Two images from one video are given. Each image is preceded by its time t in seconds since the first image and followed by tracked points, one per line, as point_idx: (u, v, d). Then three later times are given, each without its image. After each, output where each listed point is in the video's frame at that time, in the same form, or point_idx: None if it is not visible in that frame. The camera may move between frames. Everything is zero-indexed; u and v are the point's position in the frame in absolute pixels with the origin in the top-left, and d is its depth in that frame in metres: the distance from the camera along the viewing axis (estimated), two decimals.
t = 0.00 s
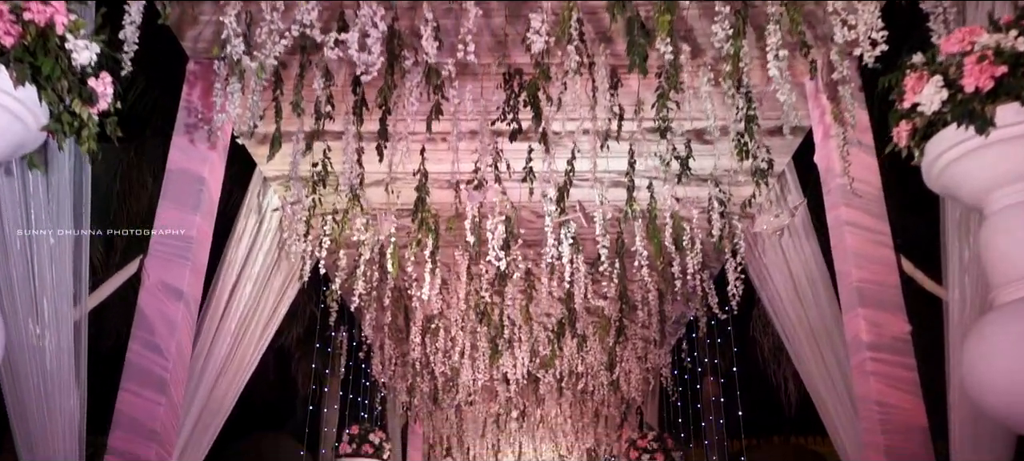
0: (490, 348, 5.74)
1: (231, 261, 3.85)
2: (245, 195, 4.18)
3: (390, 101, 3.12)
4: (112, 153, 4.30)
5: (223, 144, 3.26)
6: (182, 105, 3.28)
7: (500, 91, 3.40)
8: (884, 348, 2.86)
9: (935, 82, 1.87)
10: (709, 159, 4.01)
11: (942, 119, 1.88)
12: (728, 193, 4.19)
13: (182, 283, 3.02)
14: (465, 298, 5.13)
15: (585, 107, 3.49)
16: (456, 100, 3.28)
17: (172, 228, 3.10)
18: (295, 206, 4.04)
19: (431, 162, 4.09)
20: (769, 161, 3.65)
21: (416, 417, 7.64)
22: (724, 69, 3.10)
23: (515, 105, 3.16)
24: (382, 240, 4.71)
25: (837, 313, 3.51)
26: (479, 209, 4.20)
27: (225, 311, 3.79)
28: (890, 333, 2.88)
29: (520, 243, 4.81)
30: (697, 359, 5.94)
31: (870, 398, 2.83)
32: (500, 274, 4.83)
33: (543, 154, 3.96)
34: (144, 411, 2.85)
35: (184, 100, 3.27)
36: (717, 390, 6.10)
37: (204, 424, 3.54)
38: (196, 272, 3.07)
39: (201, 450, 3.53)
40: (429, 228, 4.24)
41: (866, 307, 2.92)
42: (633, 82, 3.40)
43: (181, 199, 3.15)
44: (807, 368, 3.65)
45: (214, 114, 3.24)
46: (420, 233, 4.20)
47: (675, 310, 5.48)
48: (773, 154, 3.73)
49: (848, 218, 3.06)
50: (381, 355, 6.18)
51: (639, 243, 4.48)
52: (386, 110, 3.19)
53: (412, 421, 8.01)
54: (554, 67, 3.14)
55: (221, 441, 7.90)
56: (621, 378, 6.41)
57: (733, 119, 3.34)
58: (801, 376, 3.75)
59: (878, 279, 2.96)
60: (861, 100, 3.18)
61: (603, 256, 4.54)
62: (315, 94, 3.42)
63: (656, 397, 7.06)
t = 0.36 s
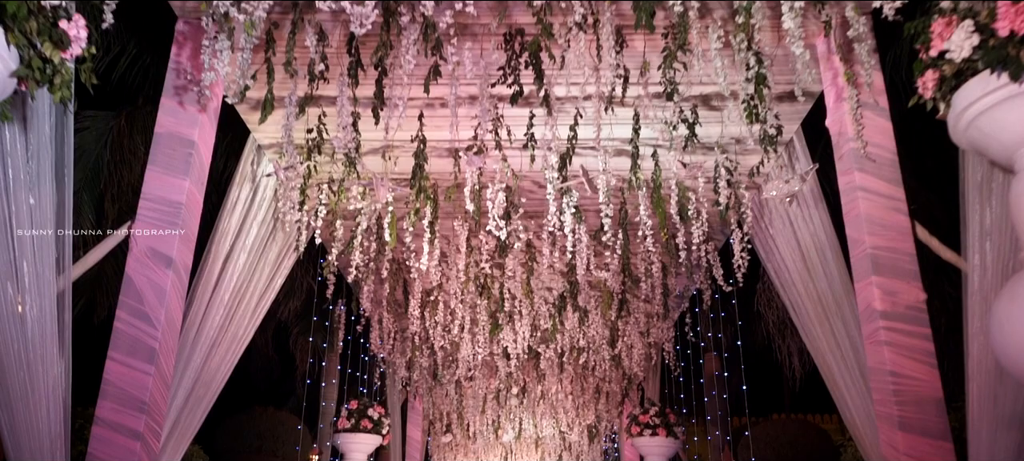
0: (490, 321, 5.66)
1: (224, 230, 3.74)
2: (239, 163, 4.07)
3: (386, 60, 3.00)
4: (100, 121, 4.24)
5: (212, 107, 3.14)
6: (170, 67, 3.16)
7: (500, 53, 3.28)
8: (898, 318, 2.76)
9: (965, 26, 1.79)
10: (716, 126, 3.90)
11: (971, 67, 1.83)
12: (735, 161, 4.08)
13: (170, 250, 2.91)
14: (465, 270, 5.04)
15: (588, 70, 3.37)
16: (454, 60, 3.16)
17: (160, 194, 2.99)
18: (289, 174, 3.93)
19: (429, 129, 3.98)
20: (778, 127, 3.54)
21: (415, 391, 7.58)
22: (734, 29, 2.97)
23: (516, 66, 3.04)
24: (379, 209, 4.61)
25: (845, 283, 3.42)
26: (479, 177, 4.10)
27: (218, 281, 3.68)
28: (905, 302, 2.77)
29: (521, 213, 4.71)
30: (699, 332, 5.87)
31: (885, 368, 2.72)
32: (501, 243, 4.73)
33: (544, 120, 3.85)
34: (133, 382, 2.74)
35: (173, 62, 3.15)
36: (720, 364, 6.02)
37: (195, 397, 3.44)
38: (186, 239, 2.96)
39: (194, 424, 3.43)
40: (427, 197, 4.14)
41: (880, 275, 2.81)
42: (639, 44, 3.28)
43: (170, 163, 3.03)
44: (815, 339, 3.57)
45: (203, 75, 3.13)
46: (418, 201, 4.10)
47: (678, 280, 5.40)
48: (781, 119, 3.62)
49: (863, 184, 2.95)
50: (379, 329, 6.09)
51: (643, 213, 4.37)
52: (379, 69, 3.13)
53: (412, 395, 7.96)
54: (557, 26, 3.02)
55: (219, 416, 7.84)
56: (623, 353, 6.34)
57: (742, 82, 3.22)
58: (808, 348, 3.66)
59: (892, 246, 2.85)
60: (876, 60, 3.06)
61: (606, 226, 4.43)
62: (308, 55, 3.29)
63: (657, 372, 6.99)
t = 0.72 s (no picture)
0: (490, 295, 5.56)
1: (215, 200, 3.63)
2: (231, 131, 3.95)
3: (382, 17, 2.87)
4: (88, 89, 4.16)
5: (201, 68, 3.02)
6: (158, 27, 3.03)
7: (501, 12, 3.15)
8: (914, 286, 2.65)
9: None
10: (724, 90, 3.77)
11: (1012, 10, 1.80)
12: (742, 128, 3.96)
13: (157, 215, 2.80)
14: (464, 242, 4.93)
15: (592, 31, 3.23)
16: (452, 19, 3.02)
17: (146, 158, 2.87)
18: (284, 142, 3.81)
19: (427, 95, 3.84)
20: (787, 92, 3.43)
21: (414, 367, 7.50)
22: None
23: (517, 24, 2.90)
24: (377, 178, 4.49)
25: (856, 253, 3.32)
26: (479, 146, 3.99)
27: (209, 252, 3.56)
28: (920, 269, 2.67)
29: (522, 183, 4.59)
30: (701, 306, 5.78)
31: (900, 338, 2.62)
32: (501, 213, 4.62)
33: (546, 85, 3.72)
34: (119, 352, 2.64)
35: (160, 21, 3.02)
36: (723, 338, 5.94)
37: (186, 371, 3.34)
38: (173, 205, 2.85)
39: (184, 398, 3.34)
40: (425, 166, 4.03)
41: (896, 242, 2.70)
42: (645, 3, 3.14)
43: (157, 126, 2.91)
44: (824, 310, 3.48)
45: (192, 34, 3.00)
46: (416, 170, 3.99)
47: (682, 253, 5.30)
48: (792, 84, 3.49)
49: (879, 148, 2.83)
50: (377, 304, 5.99)
51: (648, 182, 4.26)
52: (377, 30, 3.03)
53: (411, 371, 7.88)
54: None
55: (216, 393, 7.76)
56: (624, 328, 6.25)
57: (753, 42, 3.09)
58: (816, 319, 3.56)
59: (908, 212, 2.74)
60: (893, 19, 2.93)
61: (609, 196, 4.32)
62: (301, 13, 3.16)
63: (659, 348, 6.90)
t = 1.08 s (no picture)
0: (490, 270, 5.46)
1: (206, 171, 3.51)
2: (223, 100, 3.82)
3: None
4: (76, 57, 4.04)
5: (188, 31, 2.89)
6: None
7: None
8: (932, 255, 2.55)
9: None
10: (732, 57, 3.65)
11: None
12: (750, 97, 3.84)
13: (143, 183, 2.69)
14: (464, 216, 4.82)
15: None
16: None
17: (132, 123, 2.76)
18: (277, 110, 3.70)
19: (424, 62, 3.65)
20: (798, 57, 3.32)
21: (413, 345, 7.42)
22: None
23: None
24: (373, 150, 4.37)
25: (867, 223, 3.23)
26: (478, 114, 3.86)
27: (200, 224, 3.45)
28: (938, 238, 2.56)
29: (523, 155, 4.48)
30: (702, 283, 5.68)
31: (917, 310, 2.52)
32: (501, 185, 4.51)
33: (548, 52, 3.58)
34: (103, 325, 2.53)
35: None
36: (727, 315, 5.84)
37: (175, 348, 3.23)
38: (159, 173, 2.74)
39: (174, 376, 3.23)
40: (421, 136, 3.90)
41: (913, 210, 2.60)
42: None
43: (142, 91, 2.79)
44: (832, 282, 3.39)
45: None
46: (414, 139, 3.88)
47: (686, 227, 5.18)
48: (802, 49, 3.38)
49: (895, 112, 2.71)
50: (376, 282, 5.89)
51: (653, 153, 4.15)
52: None
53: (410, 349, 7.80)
54: None
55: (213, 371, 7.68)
56: (627, 305, 6.16)
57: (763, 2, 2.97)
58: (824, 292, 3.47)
59: (926, 179, 2.63)
60: None
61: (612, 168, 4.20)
62: None
63: (661, 325, 6.81)
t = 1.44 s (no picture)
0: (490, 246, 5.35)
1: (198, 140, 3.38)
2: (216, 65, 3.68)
3: None
4: (62, 24, 3.89)
5: None
6: None
7: None
8: (952, 224, 2.44)
9: None
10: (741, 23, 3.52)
11: None
12: (759, 63, 3.71)
13: (127, 149, 2.56)
14: (463, 189, 4.73)
15: None
16: None
17: (116, 87, 2.63)
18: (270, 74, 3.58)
19: (423, 28, 3.53)
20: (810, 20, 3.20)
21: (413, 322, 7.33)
22: None
23: None
24: (370, 121, 4.25)
25: (882, 192, 3.14)
26: (478, 83, 3.73)
27: (190, 195, 3.33)
28: (959, 207, 2.45)
29: (525, 127, 4.37)
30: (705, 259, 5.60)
31: (936, 281, 2.41)
32: (501, 156, 4.40)
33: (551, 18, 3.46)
34: (86, 295, 2.43)
35: None
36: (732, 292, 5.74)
37: (164, 323, 3.13)
38: (144, 138, 2.62)
39: (164, 352, 3.14)
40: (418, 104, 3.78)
41: (933, 177, 2.48)
42: None
43: (126, 53, 2.67)
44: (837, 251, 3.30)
45: None
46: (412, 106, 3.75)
47: (690, 202, 5.07)
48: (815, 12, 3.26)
49: (914, 75, 2.58)
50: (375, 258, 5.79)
51: (658, 124, 4.03)
52: None
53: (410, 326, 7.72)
54: None
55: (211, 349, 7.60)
56: (629, 282, 6.06)
57: None
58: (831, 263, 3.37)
59: (946, 144, 2.51)
60: None
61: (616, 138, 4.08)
62: None
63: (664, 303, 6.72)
